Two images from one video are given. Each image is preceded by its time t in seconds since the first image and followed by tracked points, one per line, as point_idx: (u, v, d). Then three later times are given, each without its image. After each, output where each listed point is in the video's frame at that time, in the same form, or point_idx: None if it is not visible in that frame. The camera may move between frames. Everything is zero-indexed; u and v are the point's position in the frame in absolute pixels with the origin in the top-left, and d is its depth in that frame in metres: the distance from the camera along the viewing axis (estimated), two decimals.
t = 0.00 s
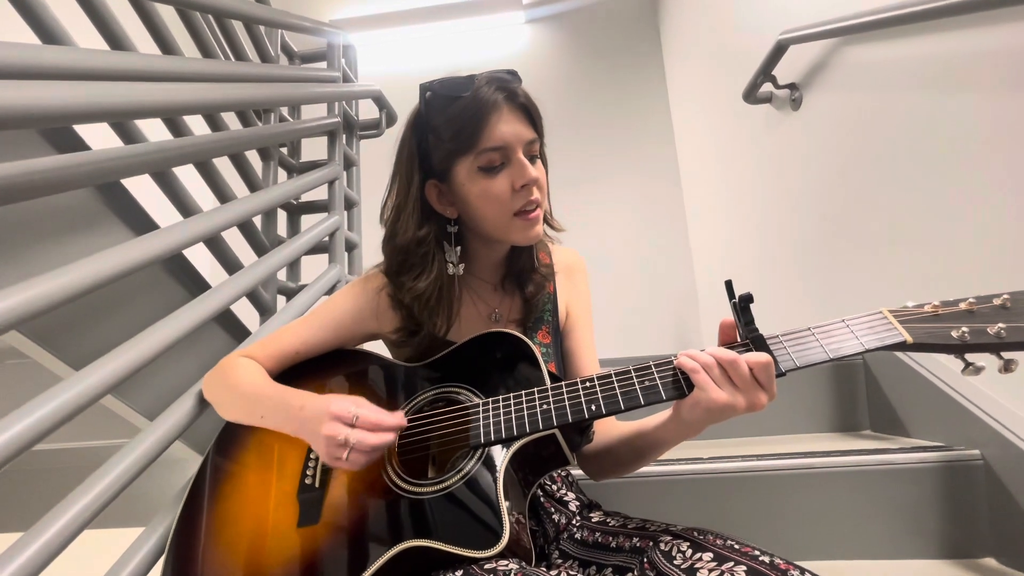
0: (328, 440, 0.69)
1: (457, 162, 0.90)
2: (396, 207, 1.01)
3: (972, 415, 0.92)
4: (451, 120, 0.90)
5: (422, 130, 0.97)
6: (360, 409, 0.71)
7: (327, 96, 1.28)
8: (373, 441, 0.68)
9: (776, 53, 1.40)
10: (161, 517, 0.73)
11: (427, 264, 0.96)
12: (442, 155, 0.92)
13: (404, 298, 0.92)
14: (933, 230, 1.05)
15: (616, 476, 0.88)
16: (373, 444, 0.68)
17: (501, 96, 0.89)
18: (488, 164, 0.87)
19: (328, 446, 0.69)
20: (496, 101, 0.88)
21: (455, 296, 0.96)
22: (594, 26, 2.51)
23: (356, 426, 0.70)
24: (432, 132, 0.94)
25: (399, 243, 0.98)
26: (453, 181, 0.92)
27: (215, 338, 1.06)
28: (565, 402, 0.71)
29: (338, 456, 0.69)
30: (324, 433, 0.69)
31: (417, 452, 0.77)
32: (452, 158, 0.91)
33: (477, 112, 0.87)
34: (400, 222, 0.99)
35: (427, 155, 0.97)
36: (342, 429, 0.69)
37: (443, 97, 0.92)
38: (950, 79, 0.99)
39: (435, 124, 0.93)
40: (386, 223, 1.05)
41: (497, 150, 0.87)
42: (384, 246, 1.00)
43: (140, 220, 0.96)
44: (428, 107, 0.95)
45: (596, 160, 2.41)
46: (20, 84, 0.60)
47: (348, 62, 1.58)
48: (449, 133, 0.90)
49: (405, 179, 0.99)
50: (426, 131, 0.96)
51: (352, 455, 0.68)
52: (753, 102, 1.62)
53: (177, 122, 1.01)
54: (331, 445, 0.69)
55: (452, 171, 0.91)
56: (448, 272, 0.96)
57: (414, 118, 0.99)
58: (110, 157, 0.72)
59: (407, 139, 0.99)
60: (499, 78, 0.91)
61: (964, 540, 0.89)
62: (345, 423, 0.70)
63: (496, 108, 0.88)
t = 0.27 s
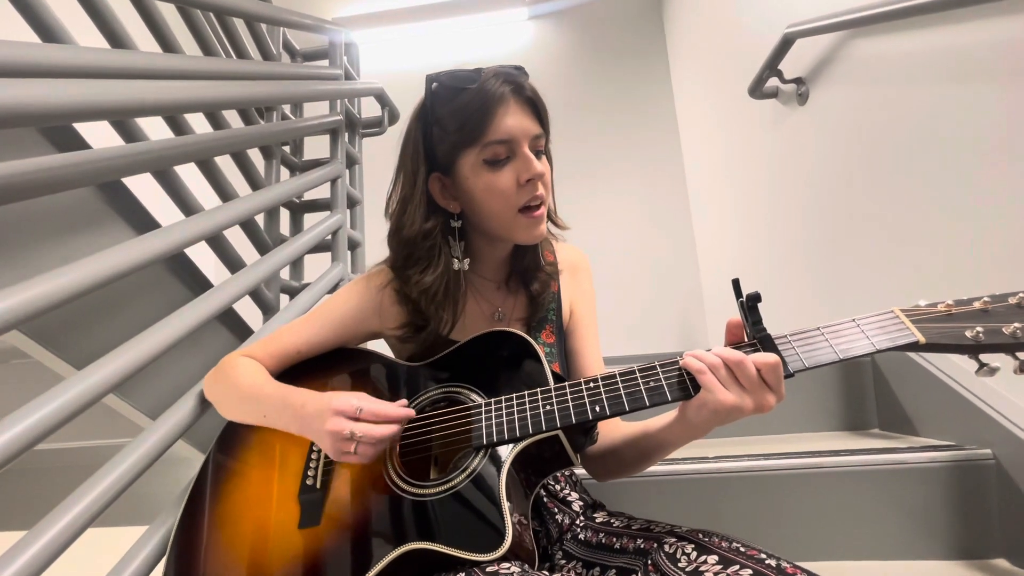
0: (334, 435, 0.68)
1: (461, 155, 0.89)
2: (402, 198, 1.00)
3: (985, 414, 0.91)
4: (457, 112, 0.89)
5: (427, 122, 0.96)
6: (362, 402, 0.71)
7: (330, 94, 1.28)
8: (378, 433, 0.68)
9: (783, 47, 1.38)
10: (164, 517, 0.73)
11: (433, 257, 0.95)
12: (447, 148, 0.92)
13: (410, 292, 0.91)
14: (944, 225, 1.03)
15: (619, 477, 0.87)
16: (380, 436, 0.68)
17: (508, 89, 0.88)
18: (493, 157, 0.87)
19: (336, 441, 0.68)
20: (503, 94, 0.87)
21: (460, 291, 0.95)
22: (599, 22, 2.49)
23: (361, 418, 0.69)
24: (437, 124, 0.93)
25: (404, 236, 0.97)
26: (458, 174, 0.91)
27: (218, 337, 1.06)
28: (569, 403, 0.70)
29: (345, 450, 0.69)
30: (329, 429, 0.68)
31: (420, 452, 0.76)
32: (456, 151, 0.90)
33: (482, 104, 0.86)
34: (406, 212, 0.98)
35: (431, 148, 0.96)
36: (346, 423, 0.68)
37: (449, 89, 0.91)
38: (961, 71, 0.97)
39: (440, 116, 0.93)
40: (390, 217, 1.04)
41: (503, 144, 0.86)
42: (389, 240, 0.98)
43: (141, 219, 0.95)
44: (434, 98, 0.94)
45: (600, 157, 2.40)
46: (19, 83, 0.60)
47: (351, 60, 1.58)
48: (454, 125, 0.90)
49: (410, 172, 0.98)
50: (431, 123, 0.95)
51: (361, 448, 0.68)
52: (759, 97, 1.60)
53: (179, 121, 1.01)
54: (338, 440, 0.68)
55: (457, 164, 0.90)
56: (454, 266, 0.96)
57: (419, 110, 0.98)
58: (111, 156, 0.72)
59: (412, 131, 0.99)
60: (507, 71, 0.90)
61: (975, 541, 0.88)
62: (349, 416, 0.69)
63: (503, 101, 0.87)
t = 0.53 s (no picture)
0: (336, 426, 0.68)
1: (461, 153, 0.89)
2: (401, 199, 1.00)
3: (991, 412, 0.90)
4: (456, 110, 0.89)
5: (426, 121, 0.96)
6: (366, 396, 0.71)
7: (331, 93, 1.28)
8: (378, 426, 0.68)
9: (786, 43, 1.37)
10: (166, 517, 0.73)
11: (434, 257, 0.95)
12: (446, 147, 0.91)
13: (411, 293, 0.91)
14: (949, 222, 1.02)
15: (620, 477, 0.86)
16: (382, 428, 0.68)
17: (507, 87, 0.88)
18: (493, 155, 0.86)
19: (337, 432, 0.68)
20: (502, 92, 0.87)
21: (460, 290, 0.95)
22: (601, 19, 2.48)
23: (364, 412, 0.70)
24: (437, 123, 0.93)
25: (404, 236, 0.97)
26: (457, 173, 0.91)
27: (221, 336, 1.06)
28: (568, 402, 0.69)
29: (346, 443, 0.69)
30: (331, 419, 0.69)
31: (420, 452, 0.76)
32: (456, 149, 0.90)
33: (482, 102, 0.86)
34: (406, 214, 0.98)
35: (430, 147, 0.96)
36: (350, 414, 0.69)
37: (449, 87, 0.91)
38: (966, 66, 0.96)
39: (439, 115, 0.92)
40: (389, 217, 1.04)
41: (502, 142, 0.86)
42: (389, 240, 0.98)
43: (144, 220, 0.96)
44: (433, 97, 0.94)
45: (604, 155, 2.39)
46: (18, 84, 0.60)
47: (352, 59, 1.58)
48: (454, 123, 0.89)
49: (409, 172, 0.98)
50: (431, 122, 0.95)
51: (361, 440, 0.68)
52: (763, 94, 1.59)
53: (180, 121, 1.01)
54: (340, 431, 0.68)
55: (457, 163, 0.90)
56: (453, 267, 0.95)
57: (417, 108, 0.98)
58: (113, 157, 0.72)
59: (411, 131, 0.98)
60: (506, 70, 0.90)
61: (981, 541, 0.87)
62: (353, 409, 0.70)
63: (502, 100, 0.86)
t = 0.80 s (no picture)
0: (325, 432, 0.69)
1: (458, 155, 0.89)
2: (397, 201, 1.00)
3: (993, 411, 0.89)
4: (454, 112, 0.89)
5: (423, 123, 0.97)
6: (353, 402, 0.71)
7: (333, 94, 1.28)
8: (366, 434, 0.69)
9: (790, 40, 1.36)
10: (170, 516, 0.74)
11: (429, 259, 0.95)
12: (444, 149, 0.91)
13: (407, 294, 0.91)
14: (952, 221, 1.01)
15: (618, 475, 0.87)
16: (368, 435, 0.69)
17: (505, 89, 0.88)
18: (490, 158, 0.86)
19: (325, 439, 0.69)
20: (500, 94, 0.87)
21: (456, 291, 0.95)
22: (605, 17, 2.47)
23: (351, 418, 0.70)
24: (434, 124, 0.93)
25: (400, 238, 0.97)
26: (454, 175, 0.91)
27: (224, 336, 1.07)
28: (565, 403, 0.70)
29: (333, 449, 0.69)
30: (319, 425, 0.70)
31: (419, 452, 0.77)
32: (453, 151, 0.90)
33: (480, 104, 0.86)
34: (401, 217, 0.98)
35: (427, 148, 0.96)
36: (337, 420, 0.70)
37: (446, 90, 0.91)
38: (970, 63, 0.95)
39: (437, 117, 0.93)
40: (384, 218, 1.04)
41: (499, 145, 0.86)
42: (385, 241, 0.99)
43: (148, 221, 0.97)
44: (430, 98, 0.95)
45: (607, 154, 2.38)
46: (22, 89, 0.60)
47: (354, 59, 1.58)
48: (451, 125, 0.89)
49: (405, 173, 0.98)
50: (428, 123, 0.95)
51: (348, 447, 0.69)
52: (766, 91, 1.58)
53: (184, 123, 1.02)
54: (329, 437, 0.69)
55: (454, 165, 0.90)
56: (449, 268, 0.96)
57: (415, 110, 0.98)
58: (116, 160, 0.73)
59: (408, 132, 0.99)
60: (503, 71, 0.90)
61: (984, 541, 0.87)
62: (341, 415, 0.70)
63: (499, 102, 0.87)
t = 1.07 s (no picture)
0: (309, 453, 0.68)
1: (453, 158, 0.90)
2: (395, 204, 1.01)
3: (998, 412, 0.89)
4: (448, 115, 0.89)
5: (419, 126, 0.97)
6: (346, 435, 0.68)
7: (336, 95, 1.29)
8: (347, 469, 0.64)
9: (793, 38, 1.35)
10: (175, 514, 0.75)
11: (427, 259, 0.96)
12: (439, 151, 0.92)
13: (405, 294, 0.92)
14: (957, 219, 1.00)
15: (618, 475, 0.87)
16: (348, 473, 0.64)
17: (498, 92, 0.88)
18: (483, 161, 0.87)
19: (309, 458, 0.68)
20: (493, 96, 0.87)
21: (455, 291, 0.95)
22: (608, 15, 2.47)
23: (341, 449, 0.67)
24: (429, 127, 0.94)
25: (397, 240, 0.98)
26: (450, 178, 0.91)
27: (229, 336, 1.08)
28: (566, 404, 0.70)
29: (313, 471, 0.67)
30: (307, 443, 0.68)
31: (421, 453, 0.77)
32: (448, 154, 0.90)
33: (472, 107, 0.87)
34: (397, 221, 0.99)
35: (423, 151, 0.97)
36: (325, 445, 0.67)
37: (440, 93, 0.91)
38: (976, 60, 0.94)
39: (432, 120, 0.93)
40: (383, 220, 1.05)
41: (493, 148, 0.86)
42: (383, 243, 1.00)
43: (153, 223, 0.98)
44: (426, 101, 0.95)
45: (611, 152, 2.38)
46: (29, 94, 0.61)
47: (358, 60, 1.59)
48: (446, 129, 0.90)
49: (401, 176, 0.99)
50: (424, 126, 0.96)
51: (324, 475, 0.66)
52: (770, 89, 1.56)
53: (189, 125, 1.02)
54: (312, 459, 0.67)
55: (450, 168, 0.91)
56: (447, 268, 0.96)
57: (412, 113, 0.99)
58: (122, 162, 0.73)
59: (405, 135, 1.00)
60: (498, 72, 0.90)
61: (988, 542, 0.86)
62: (332, 442, 0.68)
63: (492, 105, 0.87)
